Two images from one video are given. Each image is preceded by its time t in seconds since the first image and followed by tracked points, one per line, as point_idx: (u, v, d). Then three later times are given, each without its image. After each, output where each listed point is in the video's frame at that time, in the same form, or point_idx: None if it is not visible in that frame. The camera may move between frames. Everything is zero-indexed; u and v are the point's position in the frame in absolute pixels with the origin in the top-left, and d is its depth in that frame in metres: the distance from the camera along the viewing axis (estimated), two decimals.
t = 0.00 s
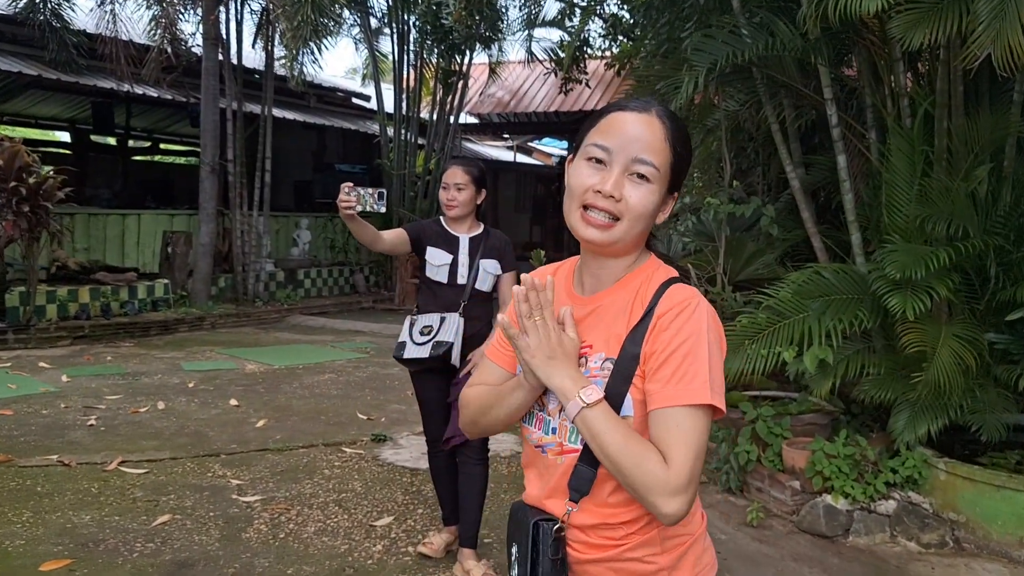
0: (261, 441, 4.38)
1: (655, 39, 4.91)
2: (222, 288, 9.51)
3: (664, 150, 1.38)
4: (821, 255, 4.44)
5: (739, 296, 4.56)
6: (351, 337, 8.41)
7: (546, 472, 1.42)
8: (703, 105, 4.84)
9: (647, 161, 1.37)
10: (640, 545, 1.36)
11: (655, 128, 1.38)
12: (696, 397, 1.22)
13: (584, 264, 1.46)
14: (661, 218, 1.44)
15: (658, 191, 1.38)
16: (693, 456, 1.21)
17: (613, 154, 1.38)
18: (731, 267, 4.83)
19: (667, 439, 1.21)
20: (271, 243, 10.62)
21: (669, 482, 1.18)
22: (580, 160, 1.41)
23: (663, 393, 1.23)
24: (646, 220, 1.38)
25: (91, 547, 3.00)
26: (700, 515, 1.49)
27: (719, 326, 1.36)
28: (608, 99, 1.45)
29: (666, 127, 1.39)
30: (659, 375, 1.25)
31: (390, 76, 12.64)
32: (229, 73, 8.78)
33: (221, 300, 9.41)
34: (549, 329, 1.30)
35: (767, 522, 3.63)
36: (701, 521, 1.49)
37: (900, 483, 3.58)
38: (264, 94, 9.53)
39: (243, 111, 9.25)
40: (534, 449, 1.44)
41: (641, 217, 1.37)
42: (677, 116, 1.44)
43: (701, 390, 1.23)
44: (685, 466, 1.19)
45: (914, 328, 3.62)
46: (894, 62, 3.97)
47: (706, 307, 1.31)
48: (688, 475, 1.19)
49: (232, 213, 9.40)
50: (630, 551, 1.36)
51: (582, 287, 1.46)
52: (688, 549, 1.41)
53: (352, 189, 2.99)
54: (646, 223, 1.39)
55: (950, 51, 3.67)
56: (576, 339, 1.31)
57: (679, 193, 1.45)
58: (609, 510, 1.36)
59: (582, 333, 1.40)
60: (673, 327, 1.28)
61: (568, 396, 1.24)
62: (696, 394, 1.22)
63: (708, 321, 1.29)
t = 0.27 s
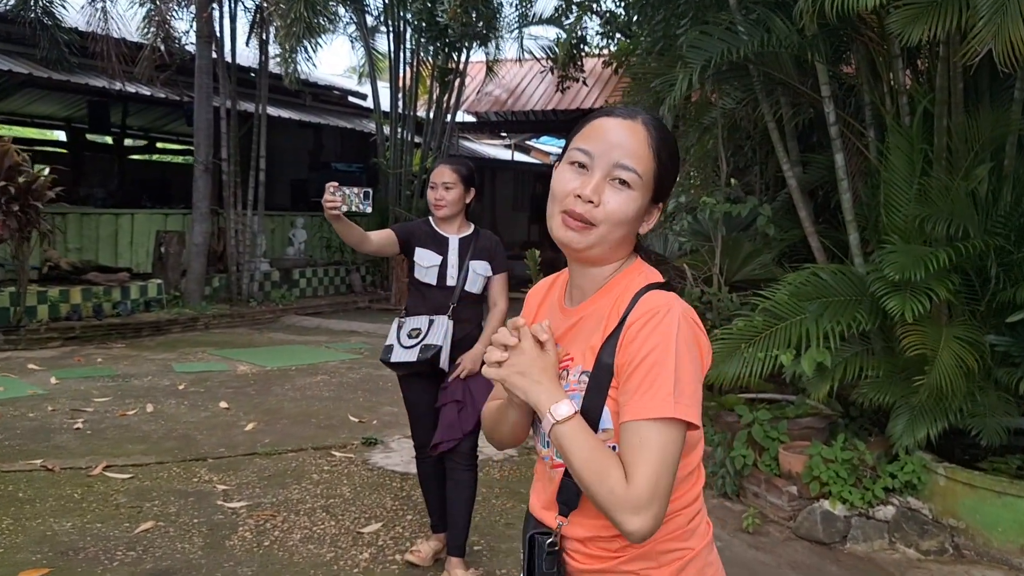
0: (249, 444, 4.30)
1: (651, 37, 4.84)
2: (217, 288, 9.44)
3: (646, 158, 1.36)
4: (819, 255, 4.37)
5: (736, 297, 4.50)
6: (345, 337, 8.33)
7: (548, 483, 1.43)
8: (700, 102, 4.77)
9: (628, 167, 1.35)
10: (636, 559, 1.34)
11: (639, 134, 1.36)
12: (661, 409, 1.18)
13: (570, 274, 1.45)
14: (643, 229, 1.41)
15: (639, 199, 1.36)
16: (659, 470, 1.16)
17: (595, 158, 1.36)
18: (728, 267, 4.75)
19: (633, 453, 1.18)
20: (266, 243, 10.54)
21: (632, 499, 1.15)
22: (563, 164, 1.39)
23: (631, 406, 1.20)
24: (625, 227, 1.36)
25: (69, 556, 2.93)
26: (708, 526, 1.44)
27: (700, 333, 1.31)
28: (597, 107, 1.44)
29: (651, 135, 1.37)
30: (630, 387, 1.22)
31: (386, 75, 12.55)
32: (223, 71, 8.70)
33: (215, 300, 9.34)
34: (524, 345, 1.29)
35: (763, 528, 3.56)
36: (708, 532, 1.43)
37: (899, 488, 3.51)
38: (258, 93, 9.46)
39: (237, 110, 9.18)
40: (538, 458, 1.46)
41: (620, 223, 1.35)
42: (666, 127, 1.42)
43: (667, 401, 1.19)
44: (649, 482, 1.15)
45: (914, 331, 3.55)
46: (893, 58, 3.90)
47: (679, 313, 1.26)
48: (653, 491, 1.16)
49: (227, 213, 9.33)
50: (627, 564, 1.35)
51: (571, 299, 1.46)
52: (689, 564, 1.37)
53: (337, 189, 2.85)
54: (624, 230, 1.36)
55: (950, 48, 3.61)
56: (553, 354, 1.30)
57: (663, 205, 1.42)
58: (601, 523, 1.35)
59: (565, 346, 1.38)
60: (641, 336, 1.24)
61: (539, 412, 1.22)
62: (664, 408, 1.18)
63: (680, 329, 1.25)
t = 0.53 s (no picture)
0: (240, 447, 4.25)
1: (647, 34, 4.78)
2: (212, 287, 9.39)
3: (634, 156, 1.30)
4: (817, 255, 4.32)
5: (732, 298, 4.44)
6: (341, 337, 8.28)
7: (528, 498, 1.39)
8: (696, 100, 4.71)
9: (615, 167, 1.29)
10: None
11: (626, 132, 1.31)
12: (647, 434, 1.13)
13: (557, 280, 1.40)
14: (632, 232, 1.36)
15: (627, 200, 1.30)
16: (643, 498, 1.11)
17: (580, 158, 1.31)
18: (725, 267, 4.69)
19: (617, 478, 1.13)
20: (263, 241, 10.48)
21: (615, 528, 1.10)
22: (546, 165, 1.34)
23: (616, 428, 1.15)
24: (613, 231, 1.30)
25: (51, 562, 2.87)
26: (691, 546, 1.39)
27: (692, 348, 1.25)
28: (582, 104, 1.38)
29: (639, 132, 1.31)
30: (616, 408, 1.17)
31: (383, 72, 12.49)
32: (218, 69, 8.64)
33: (210, 299, 9.28)
34: (505, 360, 1.24)
35: (759, 533, 3.51)
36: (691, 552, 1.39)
37: (897, 492, 3.47)
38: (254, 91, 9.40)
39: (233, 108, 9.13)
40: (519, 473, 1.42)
41: (607, 227, 1.29)
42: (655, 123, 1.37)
43: (655, 425, 1.13)
44: (635, 510, 1.11)
45: (913, 333, 3.49)
46: (892, 56, 3.85)
47: (670, 329, 1.20)
48: (636, 519, 1.11)
49: (222, 211, 9.27)
50: None
51: (558, 307, 1.41)
52: None
53: (325, 188, 2.78)
54: (613, 234, 1.31)
55: (950, 45, 3.55)
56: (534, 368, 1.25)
57: (654, 206, 1.36)
58: (578, 543, 1.30)
59: (547, 357, 1.34)
60: (628, 354, 1.19)
61: (519, 431, 1.18)
62: (651, 433, 1.13)
63: (670, 346, 1.19)
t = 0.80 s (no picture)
0: (234, 447, 4.21)
1: (645, 28, 4.73)
2: (209, 285, 9.35)
3: (619, 146, 1.25)
4: (817, 254, 4.27)
5: (731, 296, 4.39)
6: (338, 335, 8.23)
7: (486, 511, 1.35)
8: (694, 96, 4.66)
9: (596, 157, 1.25)
10: None
11: (610, 118, 1.26)
12: (633, 457, 1.09)
13: (534, 282, 1.36)
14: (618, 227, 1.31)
15: (611, 193, 1.25)
16: (622, 524, 1.07)
17: (559, 148, 1.26)
18: (723, 265, 4.64)
19: (595, 502, 1.09)
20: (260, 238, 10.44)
21: (590, 556, 1.05)
22: (523, 155, 1.29)
23: (595, 449, 1.11)
24: (595, 228, 1.26)
25: (39, 566, 2.82)
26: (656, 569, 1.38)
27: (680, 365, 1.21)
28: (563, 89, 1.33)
29: (623, 119, 1.26)
30: (599, 426, 1.12)
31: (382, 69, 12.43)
32: (215, 66, 8.59)
33: (207, 297, 9.24)
34: (478, 367, 1.20)
35: (758, 534, 3.46)
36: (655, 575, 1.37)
37: (899, 493, 3.41)
38: (251, 88, 9.35)
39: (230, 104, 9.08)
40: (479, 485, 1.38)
41: (589, 223, 1.25)
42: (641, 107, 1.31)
43: (641, 449, 1.10)
44: (614, 537, 1.07)
45: (913, 332, 3.45)
46: (893, 51, 3.80)
47: (660, 345, 1.16)
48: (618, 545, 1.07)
49: (219, 209, 9.23)
50: None
51: (532, 310, 1.37)
52: None
53: (317, 186, 2.73)
54: (598, 228, 1.26)
55: (951, 39, 3.50)
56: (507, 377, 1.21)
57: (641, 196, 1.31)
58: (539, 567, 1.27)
59: (520, 363, 1.30)
60: (614, 369, 1.15)
61: (489, 444, 1.14)
62: (635, 457, 1.09)
63: (660, 365, 1.14)
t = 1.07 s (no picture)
0: (234, 449, 4.16)
1: (647, 25, 4.69)
2: (209, 284, 9.31)
3: (580, 134, 1.19)
4: (822, 252, 4.23)
5: (734, 296, 4.36)
6: (339, 334, 8.20)
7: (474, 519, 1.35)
8: (697, 93, 4.62)
9: (557, 149, 1.19)
10: None
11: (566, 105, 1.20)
12: (607, 484, 1.05)
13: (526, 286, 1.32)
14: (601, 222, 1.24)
15: (578, 184, 1.19)
16: (596, 554, 1.04)
17: (518, 144, 1.22)
18: (727, 264, 4.60)
19: (568, 528, 1.06)
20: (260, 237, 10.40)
21: None
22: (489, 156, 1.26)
23: (571, 473, 1.07)
24: (563, 222, 1.20)
25: (36, 571, 2.78)
26: None
27: (671, 381, 1.15)
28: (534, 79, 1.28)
29: (583, 103, 1.20)
30: (576, 447, 1.08)
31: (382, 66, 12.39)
32: (214, 64, 8.55)
33: (207, 296, 9.20)
34: (459, 379, 1.18)
35: (764, 536, 3.43)
36: None
37: (906, 494, 3.40)
38: (250, 86, 9.30)
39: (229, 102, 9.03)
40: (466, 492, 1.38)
41: (553, 218, 1.19)
42: (617, 89, 1.23)
43: (616, 475, 1.05)
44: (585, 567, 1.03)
45: (920, 331, 3.41)
46: (899, 47, 3.75)
47: (645, 362, 1.10)
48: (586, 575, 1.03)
49: (219, 207, 9.19)
50: None
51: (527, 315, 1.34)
52: None
53: (319, 186, 2.66)
54: (565, 224, 1.20)
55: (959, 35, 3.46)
56: (492, 392, 1.19)
57: (622, 186, 1.23)
58: None
59: (509, 372, 1.27)
60: (594, 386, 1.10)
61: (463, 463, 1.13)
62: (610, 483, 1.05)
63: (644, 383, 1.09)
